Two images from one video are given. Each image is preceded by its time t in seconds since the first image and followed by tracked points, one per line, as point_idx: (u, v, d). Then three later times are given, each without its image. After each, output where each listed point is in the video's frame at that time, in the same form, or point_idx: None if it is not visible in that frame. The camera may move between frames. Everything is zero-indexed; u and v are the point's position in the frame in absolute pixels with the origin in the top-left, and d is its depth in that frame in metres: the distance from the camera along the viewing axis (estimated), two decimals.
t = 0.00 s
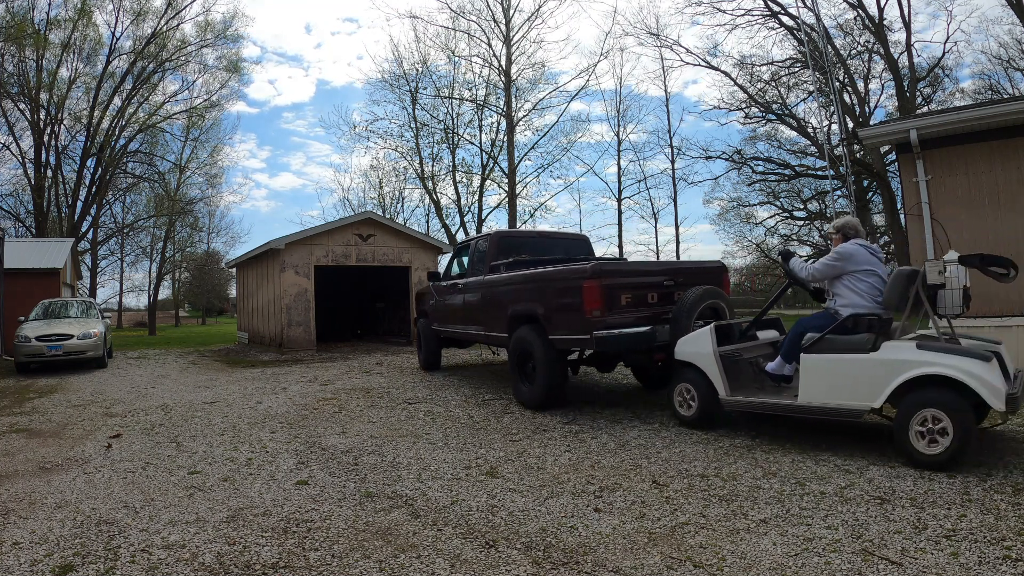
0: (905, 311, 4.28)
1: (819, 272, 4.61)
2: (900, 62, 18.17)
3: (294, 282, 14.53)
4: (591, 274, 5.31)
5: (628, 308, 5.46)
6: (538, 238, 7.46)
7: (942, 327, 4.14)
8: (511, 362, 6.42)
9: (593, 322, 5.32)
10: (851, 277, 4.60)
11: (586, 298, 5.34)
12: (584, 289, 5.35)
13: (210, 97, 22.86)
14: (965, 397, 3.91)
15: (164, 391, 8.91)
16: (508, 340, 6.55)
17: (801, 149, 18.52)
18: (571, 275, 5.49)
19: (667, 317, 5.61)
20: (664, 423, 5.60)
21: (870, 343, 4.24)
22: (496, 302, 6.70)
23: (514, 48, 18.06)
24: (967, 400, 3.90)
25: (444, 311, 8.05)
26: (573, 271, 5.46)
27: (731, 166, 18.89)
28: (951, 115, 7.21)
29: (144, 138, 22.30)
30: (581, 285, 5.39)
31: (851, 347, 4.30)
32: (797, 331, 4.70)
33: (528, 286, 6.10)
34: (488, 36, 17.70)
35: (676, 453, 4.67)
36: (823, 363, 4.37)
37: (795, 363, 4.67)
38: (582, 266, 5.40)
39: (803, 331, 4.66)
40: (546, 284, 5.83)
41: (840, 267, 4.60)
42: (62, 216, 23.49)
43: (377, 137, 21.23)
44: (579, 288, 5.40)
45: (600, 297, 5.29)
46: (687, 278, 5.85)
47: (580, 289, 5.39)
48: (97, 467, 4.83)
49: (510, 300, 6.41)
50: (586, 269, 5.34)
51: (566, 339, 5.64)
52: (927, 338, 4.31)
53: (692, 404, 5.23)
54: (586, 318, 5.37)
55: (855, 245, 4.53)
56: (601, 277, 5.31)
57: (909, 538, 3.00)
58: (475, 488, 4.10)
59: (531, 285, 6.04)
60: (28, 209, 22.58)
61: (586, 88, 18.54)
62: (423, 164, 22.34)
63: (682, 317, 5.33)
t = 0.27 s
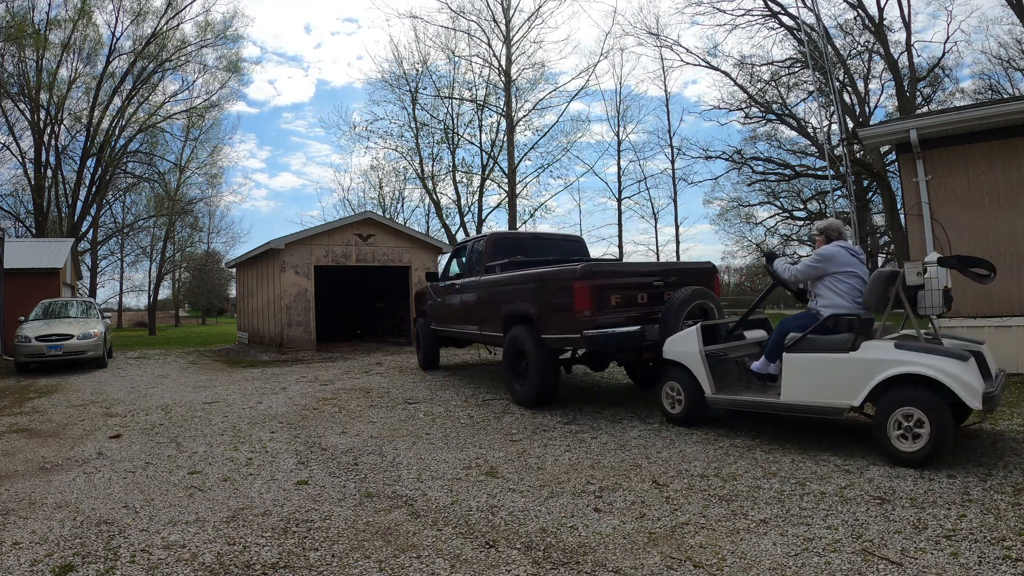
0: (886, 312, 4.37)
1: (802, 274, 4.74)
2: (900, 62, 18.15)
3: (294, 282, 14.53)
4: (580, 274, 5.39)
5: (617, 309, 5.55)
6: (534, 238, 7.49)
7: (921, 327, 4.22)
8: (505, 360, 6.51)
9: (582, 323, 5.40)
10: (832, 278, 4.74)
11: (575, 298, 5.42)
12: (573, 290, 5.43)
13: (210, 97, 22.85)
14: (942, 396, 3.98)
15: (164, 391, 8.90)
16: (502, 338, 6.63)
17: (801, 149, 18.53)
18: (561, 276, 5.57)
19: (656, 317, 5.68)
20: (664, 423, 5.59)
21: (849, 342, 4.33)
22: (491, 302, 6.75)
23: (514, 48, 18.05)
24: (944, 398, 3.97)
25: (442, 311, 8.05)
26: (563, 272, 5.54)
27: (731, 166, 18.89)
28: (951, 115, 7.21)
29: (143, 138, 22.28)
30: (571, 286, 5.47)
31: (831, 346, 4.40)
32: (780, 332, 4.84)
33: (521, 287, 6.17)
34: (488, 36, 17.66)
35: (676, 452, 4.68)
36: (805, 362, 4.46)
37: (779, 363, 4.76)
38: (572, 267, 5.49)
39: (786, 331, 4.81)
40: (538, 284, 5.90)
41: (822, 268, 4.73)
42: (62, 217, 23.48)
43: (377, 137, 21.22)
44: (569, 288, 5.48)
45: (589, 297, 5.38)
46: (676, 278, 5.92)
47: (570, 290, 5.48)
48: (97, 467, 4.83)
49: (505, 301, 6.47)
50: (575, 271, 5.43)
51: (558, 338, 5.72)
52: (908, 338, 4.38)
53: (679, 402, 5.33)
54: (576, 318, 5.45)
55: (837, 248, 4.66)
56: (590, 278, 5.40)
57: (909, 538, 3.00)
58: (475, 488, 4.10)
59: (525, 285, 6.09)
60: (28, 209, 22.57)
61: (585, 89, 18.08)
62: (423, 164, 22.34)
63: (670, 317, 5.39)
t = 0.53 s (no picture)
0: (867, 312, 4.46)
1: (786, 275, 4.81)
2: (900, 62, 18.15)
3: (294, 282, 14.53)
4: (573, 274, 5.42)
5: (609, 308, 5.58)
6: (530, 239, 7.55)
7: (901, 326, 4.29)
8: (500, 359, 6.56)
9: (575, 322, 5.43)
10: (816, 279, 4.80)
11: (568, 298, 5.45)
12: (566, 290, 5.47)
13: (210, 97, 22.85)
14: (922, 395, 4.02)
15: (163, 391, 8.91)
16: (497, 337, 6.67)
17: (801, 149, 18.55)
18: (555, 276, 5.59)
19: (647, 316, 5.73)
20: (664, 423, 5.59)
21: (832, 342, 4.39)
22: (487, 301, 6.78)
23: (514, 48, 18.05)
24: (925, 397, 4.02)
25: (441, 311, 8.06)
26: (556, 272, 5.57)
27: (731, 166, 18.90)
28: (951, 115, 7.21)
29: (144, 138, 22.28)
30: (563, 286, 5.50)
31: (814, 346, 4.45)
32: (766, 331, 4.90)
33: (515, 287, 6.20)
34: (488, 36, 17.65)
35: (676, 453, 4.67)
36: (789, 361, 4.52)
37: (765, 362, 4.84)
38: (564, 267, 5.52)
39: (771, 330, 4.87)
40: (531, 284, 5.92)
41: (806, 269, 4.80)
42: (62, 216, 23.49)
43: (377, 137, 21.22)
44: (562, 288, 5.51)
45: (582, 297, 5.40)
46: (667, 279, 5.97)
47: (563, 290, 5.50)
48: (97, 467, 4.83)
49: (500, 300, 6.49)
50: (568, 271, 5.46)
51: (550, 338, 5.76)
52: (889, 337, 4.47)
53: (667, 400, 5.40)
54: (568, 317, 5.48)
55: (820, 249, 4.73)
56: (582, 277, 5.43)
57: (909, 538, 3.00)
58: (475, 488, 4.10)
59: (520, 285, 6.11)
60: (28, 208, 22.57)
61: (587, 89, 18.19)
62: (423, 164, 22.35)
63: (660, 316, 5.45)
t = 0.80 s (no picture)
0: (853, 313, 4.50)
1: (772, 276, 4.87)
2: (900, 62, 18.14)
3: (294, 282, 14.53)
4: (562, 275, 5.49)
5: (599, 309, 5.64)
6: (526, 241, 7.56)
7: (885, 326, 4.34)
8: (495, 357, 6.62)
9: (564, 322, 5.49)
10: (801, 280, 4.85)
11: (557, 298, 5.52)
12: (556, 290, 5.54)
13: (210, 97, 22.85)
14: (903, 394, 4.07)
15: (163, 391, 8.90)
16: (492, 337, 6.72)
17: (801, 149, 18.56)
18: (545, 277, 5.66)
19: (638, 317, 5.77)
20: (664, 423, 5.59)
21: (816, 342, 4.44)
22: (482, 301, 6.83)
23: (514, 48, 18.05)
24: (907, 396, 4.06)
25: (440, 309, 8.06)
26: (546, 273, 5.64)
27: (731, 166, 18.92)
28: (951, 115, 7.21)
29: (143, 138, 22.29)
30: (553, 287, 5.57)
31: (799, 346, 4.50)
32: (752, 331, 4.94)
33: (508, 287, 6.26)
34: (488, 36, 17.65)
35: (676, 453, 4.67)
36: (775, 361, 4.57)
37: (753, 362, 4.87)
38: (554, 268, 5.59)
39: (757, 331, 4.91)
40: (524, 285, 5.99)
41: (791, 270, 4.86)
42: (62, 216, 23.50)
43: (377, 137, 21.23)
44: (552, 289, 5.58)
45: (571, 297, 5.47)
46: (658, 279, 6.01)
47: (552, 290, 5.57)
48: (97, 467, 4.84)
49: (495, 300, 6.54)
50: (557, 272, 5.53)
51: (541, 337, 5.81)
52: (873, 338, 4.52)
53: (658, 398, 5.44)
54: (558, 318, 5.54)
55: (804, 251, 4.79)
56: (571, 278, 5.50)
57: (909, 538, 3.00)
58: (475, 488, 4.10)
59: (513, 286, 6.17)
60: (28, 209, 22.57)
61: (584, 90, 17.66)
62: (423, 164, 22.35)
63: (650, 316, 5.49)
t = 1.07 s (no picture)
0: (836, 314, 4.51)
1: (758, 277, 4.85)
2: (901, 62, 18.13)
3: (294, 282, 14.52)
4: (555, 276, 5.53)
5: (591, 310, 5.67)
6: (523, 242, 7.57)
7: (868, 327, 4.37)
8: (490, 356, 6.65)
9: (557, 322, 5.52)
10: (787, 281, 4.86)
11: (551, 299, 5.54)
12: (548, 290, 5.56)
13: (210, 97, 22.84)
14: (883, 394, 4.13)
15: (163, 391, 8.90)
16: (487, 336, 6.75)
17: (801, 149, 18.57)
18: (539, 278, 5.69)
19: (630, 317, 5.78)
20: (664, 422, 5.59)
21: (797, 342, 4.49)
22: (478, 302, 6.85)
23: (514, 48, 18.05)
24: (887, 396, 4.14)
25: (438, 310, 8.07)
26: (540, 274, 5.67)
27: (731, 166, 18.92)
28: (950, 114, 7.21)
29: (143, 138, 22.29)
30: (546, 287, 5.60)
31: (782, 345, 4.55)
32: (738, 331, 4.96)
33: (503, 288, 6.28)
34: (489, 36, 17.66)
35: (675, 453, 4.67)
36: (758, 360, 4.62)
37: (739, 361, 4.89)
38: (547, 269, 5.62)
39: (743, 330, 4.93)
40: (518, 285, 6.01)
41: (777, 272, 4.85)
42: (62, 216, 23.49)
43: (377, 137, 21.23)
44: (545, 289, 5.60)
45: (563, 298, 5.51)
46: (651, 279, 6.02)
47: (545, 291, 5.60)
48: (97, 467, 4.84)
49: (490, 300, 6.56)
50: (550, 273, 5.56)
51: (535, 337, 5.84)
52: (855, 338, 4.55)
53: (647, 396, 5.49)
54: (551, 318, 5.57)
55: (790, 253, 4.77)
56: (563, 279, 5.54)
57: (909, 538, 3.00)
58: (475, 488, 4.10)
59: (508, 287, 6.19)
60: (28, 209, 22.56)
61: (583, 90, 16.97)
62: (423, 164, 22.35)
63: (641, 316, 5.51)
